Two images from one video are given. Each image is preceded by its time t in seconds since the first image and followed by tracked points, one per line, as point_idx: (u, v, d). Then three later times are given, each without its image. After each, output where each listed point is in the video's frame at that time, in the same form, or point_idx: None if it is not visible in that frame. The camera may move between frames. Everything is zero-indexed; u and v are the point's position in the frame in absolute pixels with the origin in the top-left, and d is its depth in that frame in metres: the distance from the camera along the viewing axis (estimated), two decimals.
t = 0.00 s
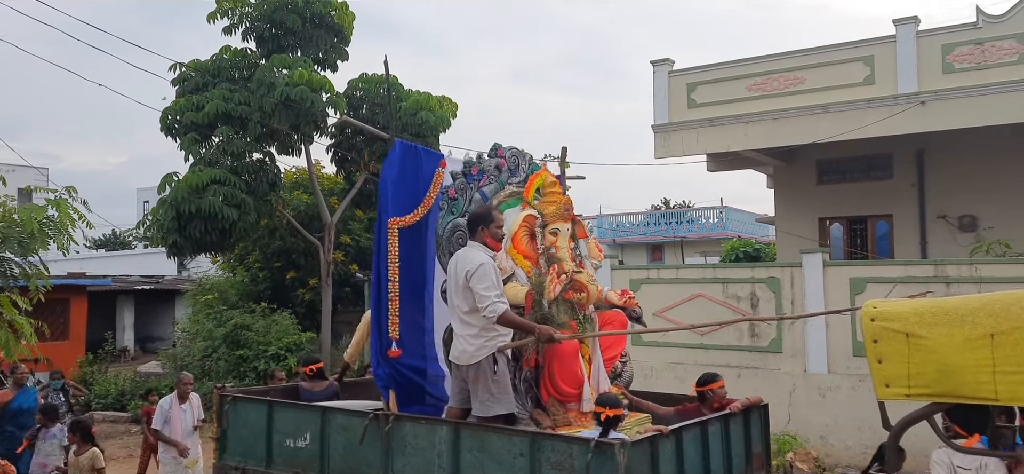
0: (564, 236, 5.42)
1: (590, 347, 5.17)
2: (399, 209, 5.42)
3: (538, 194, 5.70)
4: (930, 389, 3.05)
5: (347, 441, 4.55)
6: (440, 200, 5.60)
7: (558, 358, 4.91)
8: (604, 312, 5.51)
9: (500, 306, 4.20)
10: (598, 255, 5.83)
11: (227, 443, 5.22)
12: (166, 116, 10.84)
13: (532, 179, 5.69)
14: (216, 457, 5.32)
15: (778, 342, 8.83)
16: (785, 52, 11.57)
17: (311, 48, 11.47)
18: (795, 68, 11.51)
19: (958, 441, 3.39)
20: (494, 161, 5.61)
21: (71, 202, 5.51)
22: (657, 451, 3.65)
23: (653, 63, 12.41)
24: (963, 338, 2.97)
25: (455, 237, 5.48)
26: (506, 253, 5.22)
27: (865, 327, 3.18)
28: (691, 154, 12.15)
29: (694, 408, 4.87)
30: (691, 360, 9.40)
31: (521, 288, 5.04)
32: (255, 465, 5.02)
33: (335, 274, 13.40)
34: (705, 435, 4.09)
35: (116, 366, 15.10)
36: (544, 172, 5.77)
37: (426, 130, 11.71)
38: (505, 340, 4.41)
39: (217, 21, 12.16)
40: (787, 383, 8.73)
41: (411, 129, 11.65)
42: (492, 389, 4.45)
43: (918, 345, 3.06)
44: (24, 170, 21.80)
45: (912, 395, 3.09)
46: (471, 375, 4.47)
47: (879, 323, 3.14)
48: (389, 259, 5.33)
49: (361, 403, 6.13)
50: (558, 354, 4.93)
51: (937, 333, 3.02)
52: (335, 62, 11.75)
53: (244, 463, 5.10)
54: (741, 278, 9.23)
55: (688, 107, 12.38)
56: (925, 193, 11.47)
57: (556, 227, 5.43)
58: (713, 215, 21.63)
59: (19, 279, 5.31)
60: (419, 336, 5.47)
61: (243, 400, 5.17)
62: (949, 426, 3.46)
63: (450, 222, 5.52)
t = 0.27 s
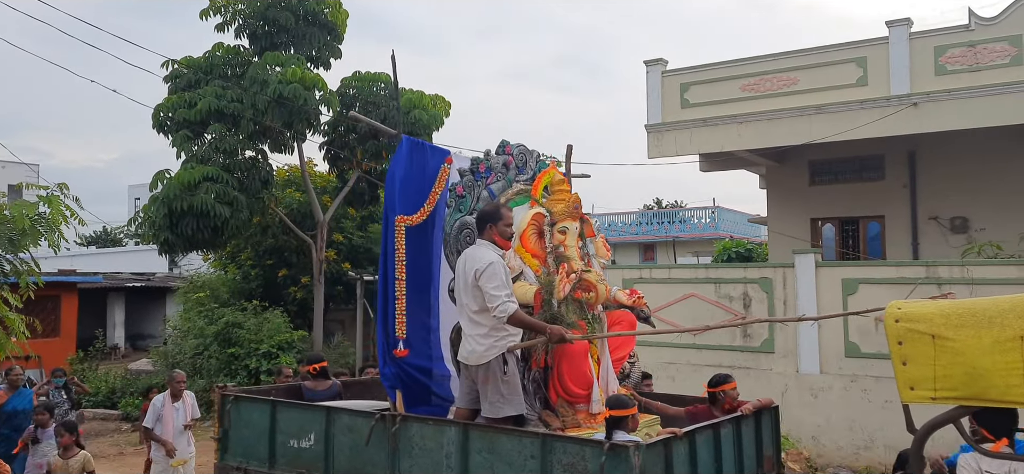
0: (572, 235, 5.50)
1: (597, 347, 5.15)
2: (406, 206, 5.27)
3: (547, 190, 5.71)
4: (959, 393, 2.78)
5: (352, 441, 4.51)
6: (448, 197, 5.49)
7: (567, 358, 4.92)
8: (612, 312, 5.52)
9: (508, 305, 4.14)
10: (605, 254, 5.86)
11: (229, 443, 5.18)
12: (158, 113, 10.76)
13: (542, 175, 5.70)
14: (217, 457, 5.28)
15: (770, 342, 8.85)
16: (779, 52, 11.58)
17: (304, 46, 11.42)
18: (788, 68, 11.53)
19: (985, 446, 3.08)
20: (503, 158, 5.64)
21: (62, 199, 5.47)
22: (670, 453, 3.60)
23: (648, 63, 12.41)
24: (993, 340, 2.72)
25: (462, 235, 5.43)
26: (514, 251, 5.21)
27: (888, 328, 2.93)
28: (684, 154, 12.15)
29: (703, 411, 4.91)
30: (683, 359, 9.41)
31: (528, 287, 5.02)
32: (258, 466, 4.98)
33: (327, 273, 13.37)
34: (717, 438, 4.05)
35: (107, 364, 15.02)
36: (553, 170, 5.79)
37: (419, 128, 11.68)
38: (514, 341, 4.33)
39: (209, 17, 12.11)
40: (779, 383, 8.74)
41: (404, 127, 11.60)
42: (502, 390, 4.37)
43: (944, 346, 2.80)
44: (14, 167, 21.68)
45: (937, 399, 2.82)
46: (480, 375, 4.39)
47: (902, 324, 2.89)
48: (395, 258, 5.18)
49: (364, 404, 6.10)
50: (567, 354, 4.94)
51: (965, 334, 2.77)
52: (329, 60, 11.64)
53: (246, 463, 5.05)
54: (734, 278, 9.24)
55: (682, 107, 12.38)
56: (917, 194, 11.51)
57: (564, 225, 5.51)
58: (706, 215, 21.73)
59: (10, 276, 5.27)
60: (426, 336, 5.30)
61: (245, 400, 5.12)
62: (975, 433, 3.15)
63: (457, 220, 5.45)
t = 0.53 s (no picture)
0: (586, 234, 5.34)
1: (610, 350, 5.10)
2: (417, 204, 5.21)
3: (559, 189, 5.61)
4: (992, 397, 2.67)
5: (362, 444, 4.48)
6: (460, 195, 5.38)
7: (579, 360, 4.81)
8: (625, 312, 5.52)
9: (524, 305, 4.14)
10: (615, 254, 5.74)
11: (235, 445, 5.16)
12: (152, 110, 10.70)
13: (554, 175, 5.60)
14: (222, 458, 5.25)
15: (766, 343, 8.85)
16: (775, 54, 11.58)
17: (299, 44, 11.39)
18: (784, 70, 11.54)
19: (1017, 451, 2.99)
20: (514, 156, 5.54)
21: (58, 196, 5.44)
22: (691, 457, 3.55)
23: (644, 63, 12.41)
24: None
25: (474, 233, 5.34)
26: (526, 251, 5.12)
27: (917, 331, 2.83)
28: (680, 155, 12.15)
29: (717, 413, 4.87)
30: (678, 360, 9.41)
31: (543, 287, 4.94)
32: (264, 468, 4.95)
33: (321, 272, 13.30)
34: (734, 441, 4.03)
35: (99, 362, 14.94)
36: (566, 170, 5.63)
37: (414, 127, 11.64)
38: (528, 341, 4.35)
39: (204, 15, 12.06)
40: (774, 384, 8.75)
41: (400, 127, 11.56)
42: (516, 391, 4.39)
43: (975, 349, 2.69)
44: (7, 164, 21.59)
45: (970, 403, 2.71)
46: (494, 376, 4.40)
47: (932, 326, 2.79)
48: (407, 256, 5.12)
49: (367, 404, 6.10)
50: (579, 356, 4.83)
51: (998, 337, 2.66)
52: (324, 58, 11.65)
53: (251, 464, 5.03)
54: (730, 279, 9.24)
55: (678, 108, 12.38)
56: (912, 196, 11.54)
57: (577, 225, 5.34)
58: (700, 216, 21.76)
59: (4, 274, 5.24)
60: (436, 336, 5.26)
61: (252, 401, 5.09)
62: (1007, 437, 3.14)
63: (469, 218, 5.36)
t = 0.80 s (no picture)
0: (591, 233, 5.08)
1: (614, 350, 4.99)
2: (419, 202, 5.14)
3: (562, 187, 5.48)
4: (1014, 400, 2.68)
5: (360, 446, 4.43)
6: (462, 193, 5.40)
7: (584, 361, 4.76)
8: (629, 313, 5.33)
9: (530, 305, 4.09)
10: (619, 255, 5.49)
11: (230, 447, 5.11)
12: (132, 107, 10.58)
13: (558, 172, 5.48)
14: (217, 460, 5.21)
15: (750, 343, 8.88)
16: (760, 55, 11.63)
17: (283, 41, 11.31)
18: (768, 71, 11.59)
19: None
20: (516, 154, 5.56)
21: (37, 194, 5.36)
22: (699, 460, 3.52)
23: (629, 64, 12.42)
24: None
25: (476, 232, 5.38)
26: (530, 250, 5.02)
27: (936, 333, 2.82)
28: (665, 156, 12.18)
29: (718, 414, 4.80)
30: (663, 360, 9.42)
31: (547, 288, 4.82)
32: (259, 470, 4.91)
33: (304, 271, 13.18)
34: (740, 444, 4.01)
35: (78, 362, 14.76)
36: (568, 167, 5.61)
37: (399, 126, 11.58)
38: (535, 341, 4.29)
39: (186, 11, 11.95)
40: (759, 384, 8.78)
41: (384, 125, 11.54)
42: (522, 394, 4.32)
43: (996, 351, 2.69)
44: None
45: (990, 406, 2.72)
46: (499, 378, 4.34)
47: (951, 328, 2.79)
48: (409, 255, 5.07)
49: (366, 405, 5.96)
50: (584, 357, 4.77)
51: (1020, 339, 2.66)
52: (308, 56, 11.59)
53: (246, 467, 4.98)
54: (715, 279, 9.26)
55: (663, 109, 12.41)
56: (894, 198, 11.63)
57: (580, 224, 5.08)
58: (684, 217, 21.85)
59: None
60: (438, 337, 5.19)
61: (247, 403, 5.03)
62: None
63: (471, 217, 5.38)
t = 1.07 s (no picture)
0: (561, 233, 5.04)
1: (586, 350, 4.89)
2: (387, 200, 4.91)
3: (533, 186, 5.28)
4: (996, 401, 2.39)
5: (327, 451, 4.23)
6: (432, 190, 5.12)
7: (556, 362, 4.69)
8: (599, 313, 5.24)
9: (502, 305, 4.01)
10: (588, 252, 5.32)
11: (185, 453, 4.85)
12: (72, 102, 10.26)
13: (528, 170, 5.25)
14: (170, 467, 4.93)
15: (700, 343, 8.99)
16: (710, 59, 11.78)
17: (230, 37, 11.08)
18: (718, 75, 11.74)
19: (1018, 454, 2.92)
20: (487, 152, 5.33)
21: None
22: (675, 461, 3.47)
23: (582, 65, 12.48)
24: None
25: (446, 232, 5.06)
26: (501, 250, 4.87)
27: (912, 331, 2.53)
28: (617, 157, 12.28)
29: (688, 414, 4.81)
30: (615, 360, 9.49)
31: (518, 287, 4.75)
32: None
33: (252, 272, 12.94)
34: (714, 445, 3.98)
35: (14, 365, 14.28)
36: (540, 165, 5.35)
37: (350, 125, 11.44)
38: (506, 343, 4.22)
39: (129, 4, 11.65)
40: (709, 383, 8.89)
41: (334, 123, 11.33)
42: (495, 396, 4.23)
43: (977, 352, 2.41)
44: None
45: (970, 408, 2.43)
46: (471, 380, 4.24)
47: (928, 327, 2.49)
48: (376, 255, 4.83)
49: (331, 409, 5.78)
50: (557, 358, 4.70)
51: (1002, 338, 2.38)
52: (256, 52, 11.37)
53: None
54: (666, 280, 9.36)
55: (615, 110, 12.50)
56: (839, 200, 11.91)
57: (552, 223, 5.03)
58: (636, 218, 22.08)
59: None
60: (407, 340, 4.96)
61: (204, 407, 4.77)
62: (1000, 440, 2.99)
63: (441, 215, 5.09)
